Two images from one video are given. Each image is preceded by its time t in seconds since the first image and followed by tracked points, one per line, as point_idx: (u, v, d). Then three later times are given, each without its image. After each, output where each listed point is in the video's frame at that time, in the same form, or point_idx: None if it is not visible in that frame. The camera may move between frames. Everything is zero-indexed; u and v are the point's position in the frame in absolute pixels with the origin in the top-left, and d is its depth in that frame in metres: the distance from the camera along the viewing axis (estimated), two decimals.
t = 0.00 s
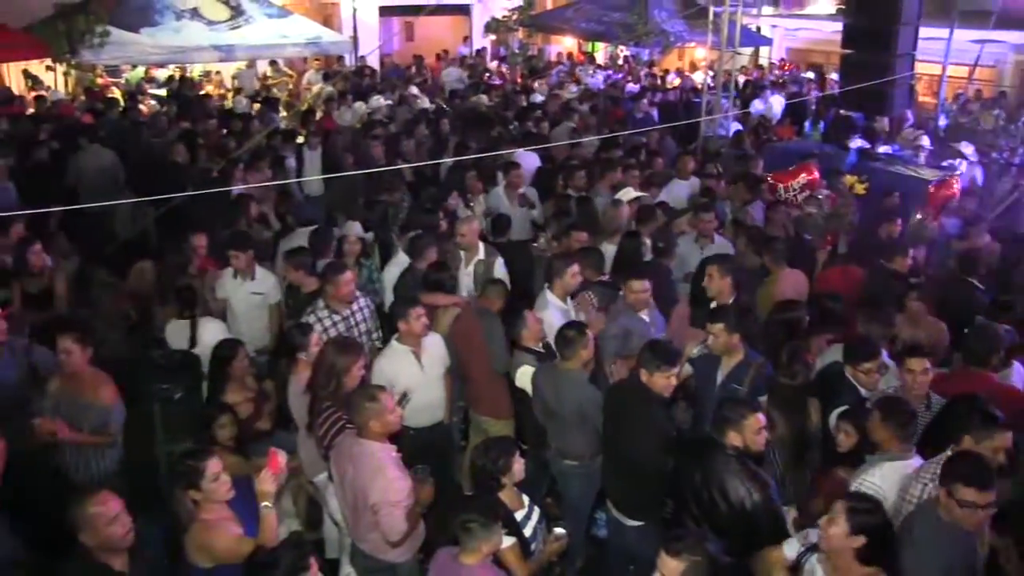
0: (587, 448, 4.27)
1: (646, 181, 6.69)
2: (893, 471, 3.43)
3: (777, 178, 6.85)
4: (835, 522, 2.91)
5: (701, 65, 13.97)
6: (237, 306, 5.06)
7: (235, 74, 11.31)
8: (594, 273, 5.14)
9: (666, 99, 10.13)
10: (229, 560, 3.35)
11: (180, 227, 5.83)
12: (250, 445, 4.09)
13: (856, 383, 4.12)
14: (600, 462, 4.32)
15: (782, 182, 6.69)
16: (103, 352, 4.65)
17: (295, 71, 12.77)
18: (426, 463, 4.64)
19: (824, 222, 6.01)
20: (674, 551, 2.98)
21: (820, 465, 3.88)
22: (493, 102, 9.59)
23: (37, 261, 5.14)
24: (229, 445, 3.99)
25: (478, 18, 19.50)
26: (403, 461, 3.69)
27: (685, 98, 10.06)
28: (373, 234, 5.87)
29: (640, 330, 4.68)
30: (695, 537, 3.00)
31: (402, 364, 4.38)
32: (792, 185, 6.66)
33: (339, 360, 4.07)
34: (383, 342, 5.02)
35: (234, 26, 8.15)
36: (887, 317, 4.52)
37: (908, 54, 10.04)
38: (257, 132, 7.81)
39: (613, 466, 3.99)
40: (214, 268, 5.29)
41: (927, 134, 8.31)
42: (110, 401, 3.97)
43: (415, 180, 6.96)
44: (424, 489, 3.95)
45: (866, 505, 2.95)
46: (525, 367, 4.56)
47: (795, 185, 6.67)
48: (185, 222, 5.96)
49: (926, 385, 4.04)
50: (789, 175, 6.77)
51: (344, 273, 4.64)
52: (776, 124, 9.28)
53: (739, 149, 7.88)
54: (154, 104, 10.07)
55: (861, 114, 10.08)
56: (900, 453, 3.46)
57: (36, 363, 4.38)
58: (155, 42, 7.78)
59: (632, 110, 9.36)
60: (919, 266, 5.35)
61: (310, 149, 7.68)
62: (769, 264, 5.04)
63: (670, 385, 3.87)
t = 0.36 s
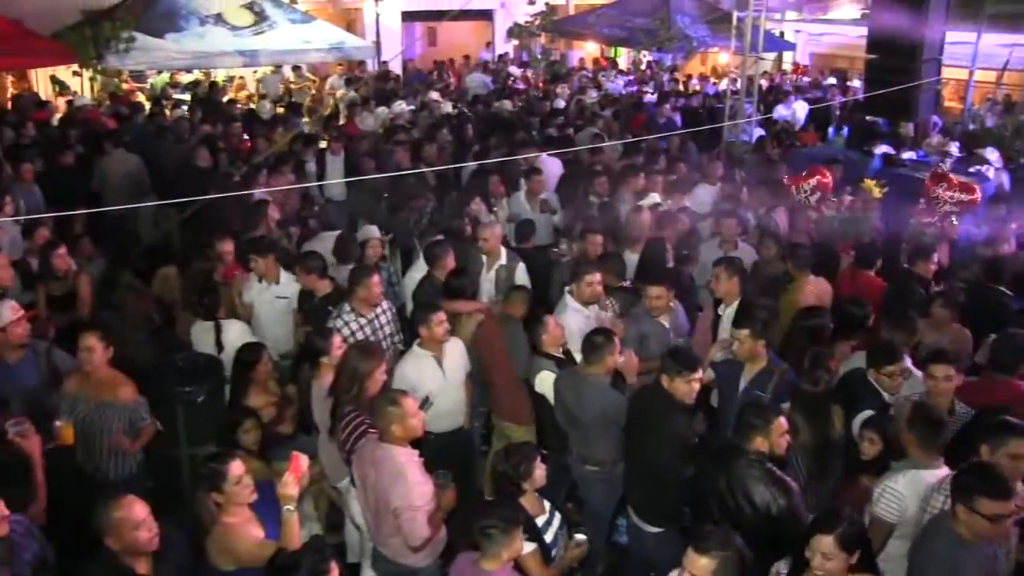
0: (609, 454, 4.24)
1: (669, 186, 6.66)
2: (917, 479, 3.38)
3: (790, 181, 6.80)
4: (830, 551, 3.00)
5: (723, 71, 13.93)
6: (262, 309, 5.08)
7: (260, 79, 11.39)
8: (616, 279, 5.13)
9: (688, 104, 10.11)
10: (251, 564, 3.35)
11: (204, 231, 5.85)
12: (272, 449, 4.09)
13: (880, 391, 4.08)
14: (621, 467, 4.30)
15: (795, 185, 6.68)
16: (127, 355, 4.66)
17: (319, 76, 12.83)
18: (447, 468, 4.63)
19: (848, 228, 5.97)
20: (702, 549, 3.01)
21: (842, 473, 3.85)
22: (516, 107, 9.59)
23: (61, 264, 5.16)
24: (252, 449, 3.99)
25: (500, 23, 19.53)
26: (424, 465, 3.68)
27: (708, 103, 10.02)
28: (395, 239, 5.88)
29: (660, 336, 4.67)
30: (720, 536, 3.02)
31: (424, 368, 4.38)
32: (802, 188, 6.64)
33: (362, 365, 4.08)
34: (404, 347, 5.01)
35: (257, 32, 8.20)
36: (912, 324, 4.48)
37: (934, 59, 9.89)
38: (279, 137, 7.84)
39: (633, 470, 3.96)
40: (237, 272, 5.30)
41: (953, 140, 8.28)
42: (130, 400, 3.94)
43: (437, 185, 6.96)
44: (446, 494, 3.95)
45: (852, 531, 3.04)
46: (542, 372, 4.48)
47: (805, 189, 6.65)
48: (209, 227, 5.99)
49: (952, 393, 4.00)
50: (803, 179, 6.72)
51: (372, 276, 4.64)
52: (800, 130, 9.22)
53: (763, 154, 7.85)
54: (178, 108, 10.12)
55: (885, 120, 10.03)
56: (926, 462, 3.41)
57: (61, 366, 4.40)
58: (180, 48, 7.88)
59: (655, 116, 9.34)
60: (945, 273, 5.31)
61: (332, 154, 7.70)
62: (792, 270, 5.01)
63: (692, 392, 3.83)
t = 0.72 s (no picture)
0: (625, 455, 4.22)
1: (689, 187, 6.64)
2: (935, 486, 3.35)
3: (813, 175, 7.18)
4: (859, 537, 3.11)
5: (742, 72, 13.89)
6: (279, 308, 5.10)
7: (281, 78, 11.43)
8: (634, 280, 5.11)
9: (707, 105, 10.08)
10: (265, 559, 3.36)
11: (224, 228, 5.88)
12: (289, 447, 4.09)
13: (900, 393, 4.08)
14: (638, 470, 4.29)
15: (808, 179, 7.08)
16: (145, 351, 4.68)
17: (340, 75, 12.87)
18: (463, 467, 4.63)
19: (869, 232, 5.94)
20: (701, 533, 2.99)
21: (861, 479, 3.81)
22: (536, 107, 9.59)
23: (81, 259, 5.20)
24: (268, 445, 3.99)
25: (520, 23, 19.54)
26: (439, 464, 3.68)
27: (727, 105, 9.99)
28: (414, 238, 5.88)
29: (676, 339, 4.66)
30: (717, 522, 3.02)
31: (441, 367, 4.37)
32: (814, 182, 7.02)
33: (379, 364, 4.07)
34: (419, 346, 5.00)
35: (278, 30, 8.29)
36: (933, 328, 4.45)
37: (959, 59, 9.86)
38: (299, 136, 7.85)
39: (651, 472, 3.94)
40: (255, 269, 5.31)
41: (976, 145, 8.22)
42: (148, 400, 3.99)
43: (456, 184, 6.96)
44: (462, 493, 3.95)
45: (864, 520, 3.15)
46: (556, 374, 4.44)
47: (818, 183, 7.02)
48: (229, 224, 6.01)
49: (972, 398, 3.96)
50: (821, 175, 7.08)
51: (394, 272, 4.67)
52: (820, 133, 9.18)
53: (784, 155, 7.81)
54: (198, 106, 10.17)
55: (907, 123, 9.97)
56: (946, 469, 3.38)
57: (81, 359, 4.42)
58: (201, 46, 7.89)
59: (675, 117, 9.32)
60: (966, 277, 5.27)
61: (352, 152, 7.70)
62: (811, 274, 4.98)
63: (710, 392, 3.80)
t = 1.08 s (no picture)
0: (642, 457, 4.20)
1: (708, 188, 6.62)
2: (955, 490, 3.32)
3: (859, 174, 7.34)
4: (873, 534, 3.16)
5: (764, 73, 13.80)
6: (299, 306, 5.11)
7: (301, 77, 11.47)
8: (652, 280, 5.09)
9: (727, 105, 10.04)
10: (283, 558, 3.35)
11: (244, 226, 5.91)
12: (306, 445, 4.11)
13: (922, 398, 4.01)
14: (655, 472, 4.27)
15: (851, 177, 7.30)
16: (164, 348, 4.71)
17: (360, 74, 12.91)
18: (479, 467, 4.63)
19: (890, 234, 5.89)
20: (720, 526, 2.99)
21: (878, 483, 3.76)
22: (555, 106, 9.57)
23: (103, 256, 5.24)
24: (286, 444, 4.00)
25: (540, 23, 19.52)
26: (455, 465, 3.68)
27: (749, 105, 9.93)
28: (432, 237, 5.88)
29: (693, 341, 4.65)
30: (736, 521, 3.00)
31: (458, 366, 4.37)
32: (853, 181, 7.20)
33: (396, 363, 4.07)
34: (439, 344, 5.00)
35: (298, 30, 8.23)
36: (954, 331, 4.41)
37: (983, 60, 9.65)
38: (318, 135, 7.88)
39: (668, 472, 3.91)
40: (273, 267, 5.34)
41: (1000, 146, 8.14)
42: (172, 392, 3.95)
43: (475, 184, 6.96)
44: (478, 493, 3.95)
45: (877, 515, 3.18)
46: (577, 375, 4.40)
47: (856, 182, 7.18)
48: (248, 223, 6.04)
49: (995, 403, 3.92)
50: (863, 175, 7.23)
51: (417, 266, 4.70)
52: (841, 134, 9.12)
53: (804, 156, 7.77)
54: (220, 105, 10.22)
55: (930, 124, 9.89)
56: (968, 475, 3.34)
57: (101, 354, 4.45)
58: (222, 45, 7.98)
59: (694, 118, 9.28)
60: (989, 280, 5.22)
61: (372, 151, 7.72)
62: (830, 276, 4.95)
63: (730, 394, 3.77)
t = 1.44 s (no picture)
0: (661, 457, 4.18)
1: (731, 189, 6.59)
2: (974, 498, 3.27)
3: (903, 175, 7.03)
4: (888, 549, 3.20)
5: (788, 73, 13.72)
6: (319, 303, 5.12)
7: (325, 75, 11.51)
8: (674, 280, 5.08)
9: (751, 106, 10.00)
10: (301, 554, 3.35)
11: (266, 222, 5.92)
12: (325, 440, 4.11)
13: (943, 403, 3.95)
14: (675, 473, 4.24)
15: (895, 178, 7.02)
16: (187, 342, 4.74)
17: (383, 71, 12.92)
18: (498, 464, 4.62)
19: (915, 237, 5.84)
20: (749, 533, 2.98)
21: (899, 487, 3.74)
22: (578, 106, 9.55)
23: (127, 251, 5.27)
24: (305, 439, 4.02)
25: (564, 21, 19.46)
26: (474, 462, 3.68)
27: (773, 106, 9.87)
28: (454, 236, 5.88)
29: (714, 342, 4.62)
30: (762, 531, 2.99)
31: (478, 364, 4.37)
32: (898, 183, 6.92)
33: (416, 361, 4.06)
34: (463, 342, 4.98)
35: (322, 26, 8.38)
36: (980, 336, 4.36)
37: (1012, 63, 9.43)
38: (340, 132, 7.89)
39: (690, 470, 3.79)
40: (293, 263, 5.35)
41: None
42: (200, 395, 3.95)
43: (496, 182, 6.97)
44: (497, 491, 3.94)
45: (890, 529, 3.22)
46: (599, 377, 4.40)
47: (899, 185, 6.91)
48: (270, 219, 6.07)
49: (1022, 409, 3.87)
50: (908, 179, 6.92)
51: (441, 261, 4.70)
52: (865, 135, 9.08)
53: (829, 157, 7.72)
54: (244, 101, 10.27)
55: (957, 126, 9.81)
56: (991, 483, 3.29)
57: (124, 347, 4.47)
58: (247, 42, 8.12)
59: (718, 118, 9.24)
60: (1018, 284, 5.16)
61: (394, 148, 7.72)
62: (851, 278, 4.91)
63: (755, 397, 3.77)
